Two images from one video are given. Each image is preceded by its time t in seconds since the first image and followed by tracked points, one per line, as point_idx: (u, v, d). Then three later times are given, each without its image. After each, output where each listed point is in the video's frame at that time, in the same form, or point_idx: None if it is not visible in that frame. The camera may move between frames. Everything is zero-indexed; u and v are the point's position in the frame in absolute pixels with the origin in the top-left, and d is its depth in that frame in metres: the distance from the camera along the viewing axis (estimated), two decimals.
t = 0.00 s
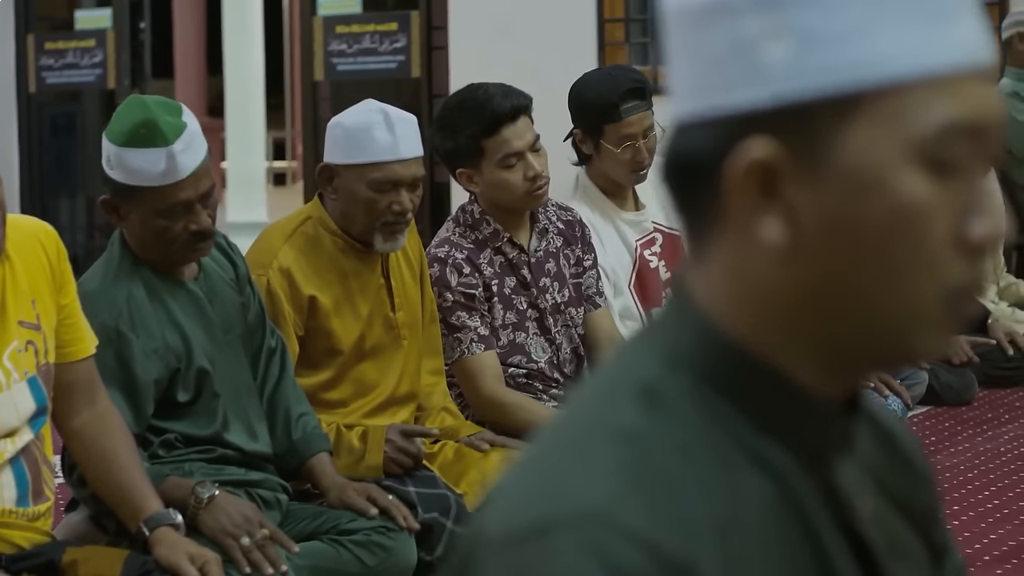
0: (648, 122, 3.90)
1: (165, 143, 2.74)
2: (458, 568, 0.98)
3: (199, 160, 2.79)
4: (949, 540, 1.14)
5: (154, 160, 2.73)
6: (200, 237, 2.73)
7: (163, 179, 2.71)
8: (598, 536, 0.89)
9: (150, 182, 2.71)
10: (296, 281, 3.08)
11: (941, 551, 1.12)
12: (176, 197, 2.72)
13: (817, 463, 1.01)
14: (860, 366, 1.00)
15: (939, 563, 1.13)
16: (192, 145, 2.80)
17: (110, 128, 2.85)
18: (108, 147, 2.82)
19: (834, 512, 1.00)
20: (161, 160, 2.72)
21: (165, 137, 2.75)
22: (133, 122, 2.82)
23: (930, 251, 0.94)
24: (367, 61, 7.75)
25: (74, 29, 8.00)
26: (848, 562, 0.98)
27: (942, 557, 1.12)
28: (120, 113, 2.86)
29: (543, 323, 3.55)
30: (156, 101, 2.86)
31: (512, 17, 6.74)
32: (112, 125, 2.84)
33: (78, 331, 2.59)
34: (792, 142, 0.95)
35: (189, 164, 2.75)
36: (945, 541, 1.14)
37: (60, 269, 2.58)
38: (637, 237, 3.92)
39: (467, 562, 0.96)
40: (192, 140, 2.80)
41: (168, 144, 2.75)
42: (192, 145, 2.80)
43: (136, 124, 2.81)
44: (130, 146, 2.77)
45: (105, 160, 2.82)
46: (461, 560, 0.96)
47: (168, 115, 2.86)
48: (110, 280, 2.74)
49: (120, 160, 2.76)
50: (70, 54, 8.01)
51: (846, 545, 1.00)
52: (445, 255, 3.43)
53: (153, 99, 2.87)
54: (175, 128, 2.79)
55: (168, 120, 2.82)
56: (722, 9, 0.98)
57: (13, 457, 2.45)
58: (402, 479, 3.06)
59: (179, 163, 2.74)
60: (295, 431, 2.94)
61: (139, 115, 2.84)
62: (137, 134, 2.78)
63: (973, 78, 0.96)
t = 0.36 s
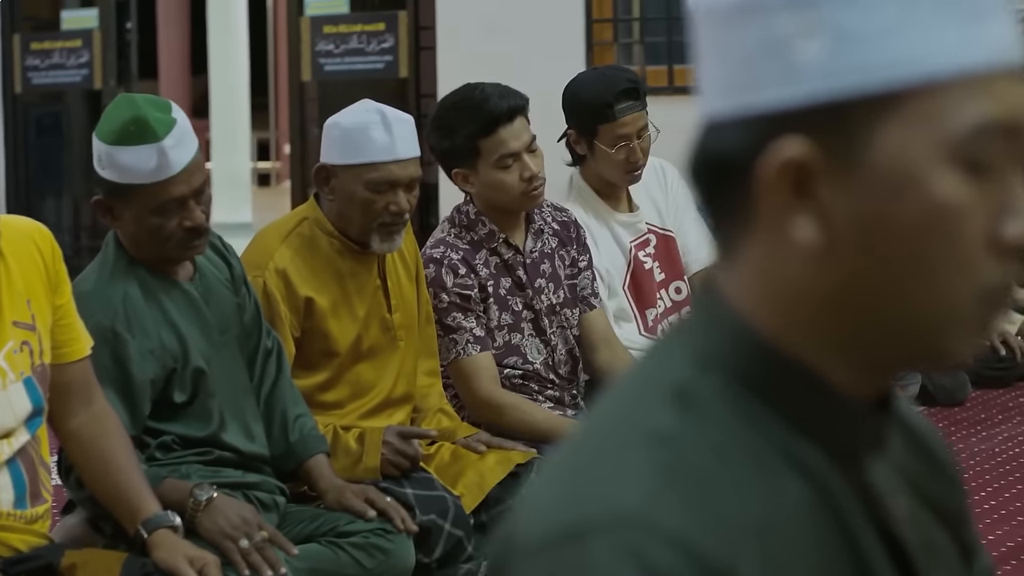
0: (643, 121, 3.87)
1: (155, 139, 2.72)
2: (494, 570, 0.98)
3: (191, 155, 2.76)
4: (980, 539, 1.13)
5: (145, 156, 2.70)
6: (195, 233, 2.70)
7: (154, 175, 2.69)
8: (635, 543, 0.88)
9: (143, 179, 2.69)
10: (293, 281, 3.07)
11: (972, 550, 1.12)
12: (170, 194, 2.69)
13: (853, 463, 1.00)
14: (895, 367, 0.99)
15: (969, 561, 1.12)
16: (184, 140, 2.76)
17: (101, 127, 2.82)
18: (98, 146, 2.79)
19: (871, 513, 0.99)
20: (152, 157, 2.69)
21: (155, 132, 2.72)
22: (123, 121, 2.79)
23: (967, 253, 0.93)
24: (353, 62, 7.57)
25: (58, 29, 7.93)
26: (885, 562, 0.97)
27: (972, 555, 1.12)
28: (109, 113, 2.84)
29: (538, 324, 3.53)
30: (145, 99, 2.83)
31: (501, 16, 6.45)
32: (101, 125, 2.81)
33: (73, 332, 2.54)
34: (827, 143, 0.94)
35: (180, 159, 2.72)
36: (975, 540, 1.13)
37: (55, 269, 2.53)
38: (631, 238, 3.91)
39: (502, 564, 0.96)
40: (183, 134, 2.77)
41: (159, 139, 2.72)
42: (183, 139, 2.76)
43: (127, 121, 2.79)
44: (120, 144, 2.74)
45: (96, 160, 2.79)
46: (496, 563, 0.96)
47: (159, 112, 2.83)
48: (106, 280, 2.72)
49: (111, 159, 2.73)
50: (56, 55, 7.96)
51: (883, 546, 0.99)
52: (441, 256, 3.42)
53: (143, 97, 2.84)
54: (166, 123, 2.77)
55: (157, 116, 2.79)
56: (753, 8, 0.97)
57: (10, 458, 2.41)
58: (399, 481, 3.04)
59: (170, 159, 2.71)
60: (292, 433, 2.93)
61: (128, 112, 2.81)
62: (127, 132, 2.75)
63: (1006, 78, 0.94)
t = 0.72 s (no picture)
0: (637, 121, 3.85)
1: (148, 136, 2.70)
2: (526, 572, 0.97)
3: (184, 151, 2.74)
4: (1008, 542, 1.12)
5: (138, 154, 2.68)
6: (191, 230, 2.68)
7: (148, 172, 2.67)
8: (674, 542, 0.87)
9: (137, 177, 2.67)
10: (288, 282, 3.05)
11: (1001, 552, 1.11)
12: (165, 191, 2.67)
13: (886, 464, 0.99)
14: (929, 367, 0.99)
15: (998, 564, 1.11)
16: (176, 137, 2.75)
17: (92, 128, 2.80)
18: (91, 146, 2.77)
19: (904, 514, 0.98)
20: (145, 154, 2.67)
21: (147, 129, 2.71)
22: (115, 120, 2.78)
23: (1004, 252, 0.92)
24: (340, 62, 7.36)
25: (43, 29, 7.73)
26: (919, 562, 0.96)
27: (1002, 557, 1.11)
28: (100, 114, 2.82)
29: (533, 325, 3.52)
30: (137, 98, 2.81)
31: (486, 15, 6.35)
32: (93, 126, 2.79)
33: (69, 333, 2.51)
34: (866, 141, 0.93)
35: (173, 156, 2.70)
36: (1002, 542, 1.12)
37: (52, 270, 2.49)
38: (625, 238, 3.90)
39: (535, 566, 0.94)
40: (175, 131, 2.75)
41: (151, 136, 2.70)
42: (176, 136, 2.75)
43: (118, 120, 2.77)
44: (113, 142, 2.73)
45: (89, 160, 2.77)
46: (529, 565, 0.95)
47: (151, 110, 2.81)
48: (102, 281, 2.70)
49: (105, 159, 2.71)
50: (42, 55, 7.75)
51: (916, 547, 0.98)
52: (436, 257, 3.40)
53: (134, 96, 2.82)
54: (157, 120, 2.75)
55: (149, 113, 2.77)
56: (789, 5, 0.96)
57: (7, 460, 2.38)
58: (397, 483, 3.04)
59: (163, 156, 2.69)
60: (289, 435, 2.91)
61: (120, 110, 2.79)
62: (120, 131, 2.73)
63: None
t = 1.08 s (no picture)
0: (628, 121, 3.84)
1: (145, 138, 2.69)
2: None
3: (181, 153, 2.73)
4: None
5: (135, 155, 2.67)
6: (188, 232, 2.67)
7: (145, 174, 2.65)
8: (705, 548, 0.86)
9: (134, 178, 2.65)
10: (280, 283, 3.04)
11: None
12: (161, 193, 2.66)
13: (914, 467, 0.98)
14: (956, 369, 0.98)
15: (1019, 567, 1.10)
16: (174, 138, 2.74)
17: (89, 129, 2.79)
18: (87, 147, 2.76)
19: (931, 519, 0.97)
20: (143, 155, 2.66)
21: (144, 131, 2.69)
22: (112, 122, 2.76)
23: None
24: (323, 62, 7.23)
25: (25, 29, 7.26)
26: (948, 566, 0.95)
27: None
28: (97, 114, 2.81)
29: (525, 326, 3.51)
30: (134, 99, 2.79)
31: (475, 16, 6.28)
32: (89, 127, 2.78)
33: (65, 337, 2.49)
34: (896, 141, 0.92)
35: (171, 158, 2.69)
36: None
37: (48, 273, 2.47)
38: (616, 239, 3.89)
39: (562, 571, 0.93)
40: (173, 133, 2.74)
41: (149, 138, 2.69)
42: (173, 138, 2.74)
43: (116, 122, 2.75)
44: (110, 144, 2.71)
45: (85, 161, 2.76)
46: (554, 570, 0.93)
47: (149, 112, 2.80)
48: (96, 283, 2.68)
49: (101, 160, 2.70)
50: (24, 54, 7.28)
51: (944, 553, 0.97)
52: (427, 257, 3.39)
53: (132, 97, 2.81)
54: (155, 121, 2.74)
55: (146, 114, 2.76)
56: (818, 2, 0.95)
57: (3, 464, 2.36)
58: (390, 484, 3.04)
59: (161, 157, 2.68)
60: (283, 437, 2.89)
61: (118, 112, 2.78)
62: (117, 132, 2.72)
63: None
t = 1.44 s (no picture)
0: (619, 121, 3.83)
1: (142, 140, 2.67)
2: None
3: (176, 156, 2.72)
4: None
5: (132, 157, 2.65)
6: (181, 234, 2.66)
7: (142, 176, 2.64)
8: (732, 555, 0.85)
9: (130, 181, 2.64)
10: (272, 284, 3.02)
11: None
12: (157, 196, 2.65)
13: (939, 471, 0.97)
14: (983, 371, 0.97)
15: None
16: (169, 141, 2.73)
17: (83, 129, 2.77)
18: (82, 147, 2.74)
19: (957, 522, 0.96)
20: (139, 158, 2.65)
21: (141, 133, 2.68)
22: (107, 121, 2.74)
23: None
24: (307, 62, 7.18)
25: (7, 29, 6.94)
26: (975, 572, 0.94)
27: None
28: (93, 112, 2.78)
29: (516, 327, 3.50)
30: (129, 100, 2.78)
31: (461, 17, 6.23)
32: (84, 126, 2.76)
33: (58, 339, 2.48)
34: (923, 143, 0.91)
35: (166, 161, 2.68)
36: None
37: (41, 275, 2.45)
38: (606, 239, 3.88)
39: None
40: (168, 135, 2.73)
41: (145, 140, 2.68)
42: (169, 140, 2.73)
43: (111, 122, 2.73)
44: (105, 145, 2.69)
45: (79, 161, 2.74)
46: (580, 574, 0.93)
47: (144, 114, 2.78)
48: (89, 285, 2.66)
49: (96, 161, 2.68)
50: (7, 56, 6.96)
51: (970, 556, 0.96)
52: (418, 258, 3.38)
53: (128, 99, 2.79)
54: (152, 123, 2.72)
55: (142, 116, 2.74)
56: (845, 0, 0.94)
57: None
58: (383, 485, 3.02)
59: (157, 160, 2.67)
60: (275, 438, 2.88)
61: (113, 113, 2.76)
62: (112, 133, 2.70)
63: None
